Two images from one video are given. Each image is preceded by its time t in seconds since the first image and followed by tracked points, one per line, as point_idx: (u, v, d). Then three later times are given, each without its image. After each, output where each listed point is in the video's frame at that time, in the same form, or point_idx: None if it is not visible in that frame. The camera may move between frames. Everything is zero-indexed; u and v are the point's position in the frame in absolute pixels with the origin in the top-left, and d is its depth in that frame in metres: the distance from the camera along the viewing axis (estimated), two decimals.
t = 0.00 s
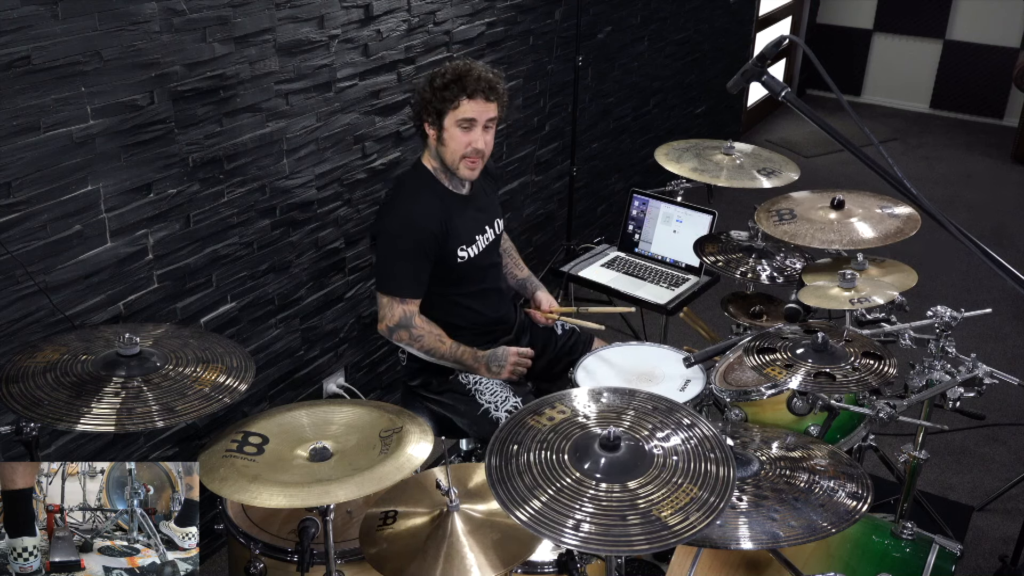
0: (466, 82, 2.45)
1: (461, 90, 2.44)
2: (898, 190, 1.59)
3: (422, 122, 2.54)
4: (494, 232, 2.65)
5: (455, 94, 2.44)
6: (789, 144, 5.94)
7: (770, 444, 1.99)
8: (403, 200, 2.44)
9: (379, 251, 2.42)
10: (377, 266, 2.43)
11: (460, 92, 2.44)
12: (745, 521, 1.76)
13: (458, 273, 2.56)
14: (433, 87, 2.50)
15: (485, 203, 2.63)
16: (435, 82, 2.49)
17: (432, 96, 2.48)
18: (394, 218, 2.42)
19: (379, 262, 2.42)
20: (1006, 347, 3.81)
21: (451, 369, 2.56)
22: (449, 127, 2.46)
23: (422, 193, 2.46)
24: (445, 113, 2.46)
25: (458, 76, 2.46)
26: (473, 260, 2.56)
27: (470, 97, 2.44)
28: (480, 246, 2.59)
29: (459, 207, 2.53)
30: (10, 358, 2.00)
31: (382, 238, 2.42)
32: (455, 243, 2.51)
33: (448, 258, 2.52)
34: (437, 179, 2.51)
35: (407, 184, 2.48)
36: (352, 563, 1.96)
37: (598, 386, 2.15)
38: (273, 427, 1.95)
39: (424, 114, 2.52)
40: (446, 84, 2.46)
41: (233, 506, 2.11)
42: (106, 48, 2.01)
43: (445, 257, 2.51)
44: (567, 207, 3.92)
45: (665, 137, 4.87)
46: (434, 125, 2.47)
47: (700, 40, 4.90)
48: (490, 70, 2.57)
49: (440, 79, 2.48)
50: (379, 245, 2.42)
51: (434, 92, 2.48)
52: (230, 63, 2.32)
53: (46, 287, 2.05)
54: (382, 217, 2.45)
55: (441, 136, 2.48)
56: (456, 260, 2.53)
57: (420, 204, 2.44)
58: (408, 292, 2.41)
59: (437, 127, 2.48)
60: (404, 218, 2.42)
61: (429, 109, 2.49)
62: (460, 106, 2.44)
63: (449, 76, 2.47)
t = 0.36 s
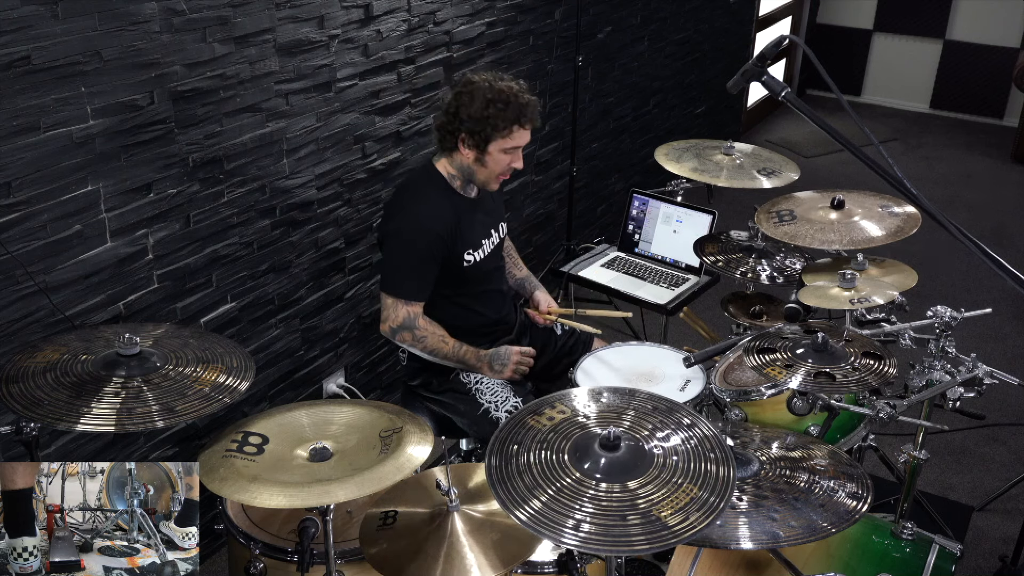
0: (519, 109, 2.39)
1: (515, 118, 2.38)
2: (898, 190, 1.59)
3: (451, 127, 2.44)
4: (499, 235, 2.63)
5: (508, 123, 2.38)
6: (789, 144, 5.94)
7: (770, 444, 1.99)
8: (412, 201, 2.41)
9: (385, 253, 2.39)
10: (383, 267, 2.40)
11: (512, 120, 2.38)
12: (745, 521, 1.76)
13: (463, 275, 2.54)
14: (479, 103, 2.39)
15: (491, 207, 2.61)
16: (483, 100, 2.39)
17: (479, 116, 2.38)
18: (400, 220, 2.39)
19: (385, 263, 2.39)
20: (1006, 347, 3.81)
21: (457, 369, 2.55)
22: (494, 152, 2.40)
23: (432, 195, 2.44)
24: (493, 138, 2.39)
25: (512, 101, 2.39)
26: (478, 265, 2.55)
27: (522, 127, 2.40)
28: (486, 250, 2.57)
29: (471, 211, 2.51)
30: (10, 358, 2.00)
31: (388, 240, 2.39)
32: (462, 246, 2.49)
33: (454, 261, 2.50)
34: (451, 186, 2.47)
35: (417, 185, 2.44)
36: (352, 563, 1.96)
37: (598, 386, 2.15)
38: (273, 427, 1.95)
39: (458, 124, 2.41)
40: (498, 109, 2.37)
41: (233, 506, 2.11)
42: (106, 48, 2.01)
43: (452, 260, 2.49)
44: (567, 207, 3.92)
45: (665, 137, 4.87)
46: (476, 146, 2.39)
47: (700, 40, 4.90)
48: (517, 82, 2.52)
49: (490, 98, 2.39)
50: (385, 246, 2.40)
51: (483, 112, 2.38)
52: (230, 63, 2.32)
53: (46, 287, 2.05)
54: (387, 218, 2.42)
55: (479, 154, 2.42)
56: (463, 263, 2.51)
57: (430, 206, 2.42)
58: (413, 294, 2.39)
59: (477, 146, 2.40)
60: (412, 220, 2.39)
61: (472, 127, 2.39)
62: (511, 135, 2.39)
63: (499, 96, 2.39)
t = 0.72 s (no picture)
0: (530, 99, 2.40)
1: (527, 108, 2.39)
2: (898, 190, 1.59)
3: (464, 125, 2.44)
4: (512, 232, 2.62)
5: (520, 112, 2.38)
6: (789, 144, 5.94)
7: (770, 444, 1.99)
8: (427, 202, 2.40)
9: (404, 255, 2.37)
10: (402, 270, 2.38)
11: (524, 109, 2.39)
12: (745, 521, 1.76)
13: (478, 273, 2.53)
14: (489, 96, 2.40)
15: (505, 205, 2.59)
16: (495, 92, 2.40)
17: (491, 108, 2.39)
18: (418, 221, 2.38)
19: (404, 266, 2.38)
20: (1006, 347, 3.81)
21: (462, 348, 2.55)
22: (507, 143, 2.41)
23: (449, 194, 2.42)
24: (506, 129, 2.39)
25: (523, 92, 2.40)
26: (495, 262, 2.55)
27: (535, 116, 2.41)
28: (501, 247, 2.56)
29: (485, 208, 2.48)
30: (10, 358, 2.00)
31: (407, 243, 2.37)
32: (479, 245, 2.48)
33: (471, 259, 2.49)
34: (467, 184, 2.46)
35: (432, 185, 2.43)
36: (352, 563, 1.96)
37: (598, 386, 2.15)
38: (273, 427, 1.95)
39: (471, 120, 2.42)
40: (509, 100, 2.38)
41: (233, 506, 2.11)
42: (106, 47, 2.01)
43: (468, 258, 2.48)
44: (567, 207, 3.92)
45: (665, 137, 4.87)
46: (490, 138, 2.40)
47: (699, 40, 4.90)
48: (526, 75, 2.53)
49: (500, 90, 2.40)
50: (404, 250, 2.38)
51: (495, 104, 2.38)
52: (230, 63, 2.32)
53: (46, 287, 2.05)
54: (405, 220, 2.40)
55: (493, 148, 2.43)
56: (480, 261, 2.50)
57: (447, 206, 2.40)
58: (434, 294, 2.39)
59: (491, 139, 2.41)
60: (429, 220, 2.37)
61: (484, 120, 2.40)
62: (524, 125, 2.39)
63: (509, 88, 2.40)
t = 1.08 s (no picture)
0: (560, 119, 2.37)
1: (556, 127, 2.36)
2: (898, 190, 1.59)
3: (489, 133, 2.42)
4: (523, 240, 2.62)
5: (549, 132, 2.35)
6: (789, 144, 5.95)
7: (770, 444, 1.99)
8: (444, 202, 2.40)
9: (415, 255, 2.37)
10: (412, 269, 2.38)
11: (553, 129, 2.36)
12: (744, 521, 1.76)
13: (485, 280, 2.53)
14: (520, 111, 2.37)
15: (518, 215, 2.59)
16: (525, 108, 2.37)
17: (520, 124, 2.36)
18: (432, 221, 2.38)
19: (414, 265, 2.38)
20: (1006, 347, 3.81)
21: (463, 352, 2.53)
22: (531, 160, 2.40)
23: (465, 197, 2.42)
24: (533, 146, 2.37)
25: (554, 111, 2.37)
26: (504, 270, 2.55)
27: (563, 137, 2.39)
28: (512, 256, 2.56)
29: (501, 215, 2.50)
30: (10, 358, 2.00)
31: (420, 242, 2.37)
32: (489, 255, 2.48)
33: (479, 265, 2.49)
34: (484, 192, 2.46)
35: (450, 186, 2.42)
36: (352, 563, 1.96)
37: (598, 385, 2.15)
38: (273, 427, 1.95)
39: (496, 131, 2.40)
40: (539, 118, 2.35)
41: (233, 506, 2.11)
42: (106, 48, 2.01)
43: (478, 265, 2.48)
44: (567, 207, 3.92)
45: (665, 137, 4.87)
46: (515, 153, 2.38)
47: (700, 40, 4.90)
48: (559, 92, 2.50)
49: (532, 106, 2.37)
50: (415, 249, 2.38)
51: (525, 120, 2.36)
52: (231, 63, 2.32)
53: (46, 287, 2.05)
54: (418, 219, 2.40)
55: (516, 162, 2.41)
56: (489, 270, 2.51)
57: (464, 210, 2.40)
58: (440, 298, 2.38)
59: (516, 153, 2.39)
60: (444, 221, 2.37)
61: (512, 134, 2.37)
62: (550, 144, 2.37)
63: (541, 106, 2.37)
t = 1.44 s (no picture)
0: (574, 117, 2.33)
1: (569, 126, 2.32)
2: (898, 190, 1.59)
3: (502, 132, 2.38)
4: (540, 243, 2.59)
5: (562, 131, 2.31)
6: (789, 144, 5.95)
7: (770, 444, 1.99)
8: (459, 205, 2.37)
9: (433, 260, 2.34)
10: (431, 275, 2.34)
11: (566, 127, 2.32)
12: (744, 521, 1.76)
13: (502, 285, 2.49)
14: (532, 109, 2.33)
15: (536, 215, 2.55)
16: (537, 106, 2.33)
17: (533, 123, 2.32)
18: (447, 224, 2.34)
19: (434, 270, 2.33)
20: (1006, 347, 3.81)
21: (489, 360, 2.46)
22: (545, 159, 2.36)
23: (482, 200, 2.39)
24: (545, 144, 2.33)
25: (568, 109, 2.33)
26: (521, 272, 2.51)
27: (576, 135, 2.34)
28: (528, 256, 2.53)
29: (516, 216, 2.47)
30: (10, 358, 2.00)
31: (436, 247, 2.33)
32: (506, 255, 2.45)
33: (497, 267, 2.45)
34: (499, 192, 2.43)
35: (463, 191, 2.39)
36: (352, 563, 1.96)
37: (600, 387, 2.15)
38: (273, 427, 1.95)
39: (509, 130, 2.36)
40: (551, 116, 2.31)
41: (233, 506, 2.11)
42: (106, 48, 2.01)
43: (496, 269, 2.45)
44: (568, 208, 3.92)
45: (665, 137, 4.87)
46: (527, 152, 2.34)
47: (700, 40, 4.90)
48: (572, 90, 2.45)
49: (545, 105, 2.32)
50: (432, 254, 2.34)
51: (537, 118, 2.32)
52: (231, 63, 2.32)
53: (46, 287, 2.05)
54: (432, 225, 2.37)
55: (529, 161, 2.37)
56: (506, 271, 2.47)
57: (478, 212, 2.37)
58: (462, 301, 2.34)
59: (528, 152, 2.35)
60: (462, 224, 2.34)
61: (525, 133, 2.33)
62: (563, 143, 2.33)
63: (554, 104, 2.32)
